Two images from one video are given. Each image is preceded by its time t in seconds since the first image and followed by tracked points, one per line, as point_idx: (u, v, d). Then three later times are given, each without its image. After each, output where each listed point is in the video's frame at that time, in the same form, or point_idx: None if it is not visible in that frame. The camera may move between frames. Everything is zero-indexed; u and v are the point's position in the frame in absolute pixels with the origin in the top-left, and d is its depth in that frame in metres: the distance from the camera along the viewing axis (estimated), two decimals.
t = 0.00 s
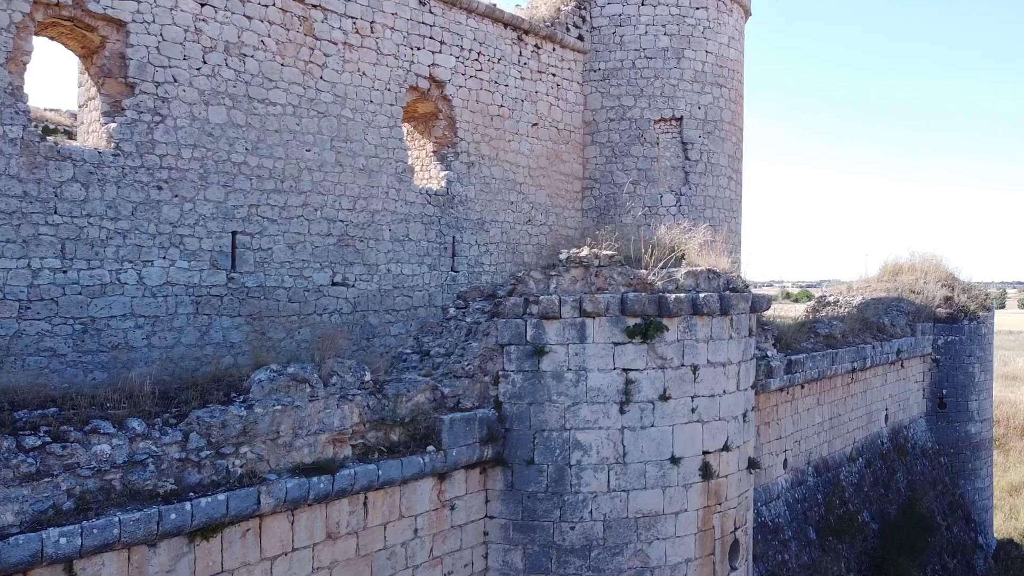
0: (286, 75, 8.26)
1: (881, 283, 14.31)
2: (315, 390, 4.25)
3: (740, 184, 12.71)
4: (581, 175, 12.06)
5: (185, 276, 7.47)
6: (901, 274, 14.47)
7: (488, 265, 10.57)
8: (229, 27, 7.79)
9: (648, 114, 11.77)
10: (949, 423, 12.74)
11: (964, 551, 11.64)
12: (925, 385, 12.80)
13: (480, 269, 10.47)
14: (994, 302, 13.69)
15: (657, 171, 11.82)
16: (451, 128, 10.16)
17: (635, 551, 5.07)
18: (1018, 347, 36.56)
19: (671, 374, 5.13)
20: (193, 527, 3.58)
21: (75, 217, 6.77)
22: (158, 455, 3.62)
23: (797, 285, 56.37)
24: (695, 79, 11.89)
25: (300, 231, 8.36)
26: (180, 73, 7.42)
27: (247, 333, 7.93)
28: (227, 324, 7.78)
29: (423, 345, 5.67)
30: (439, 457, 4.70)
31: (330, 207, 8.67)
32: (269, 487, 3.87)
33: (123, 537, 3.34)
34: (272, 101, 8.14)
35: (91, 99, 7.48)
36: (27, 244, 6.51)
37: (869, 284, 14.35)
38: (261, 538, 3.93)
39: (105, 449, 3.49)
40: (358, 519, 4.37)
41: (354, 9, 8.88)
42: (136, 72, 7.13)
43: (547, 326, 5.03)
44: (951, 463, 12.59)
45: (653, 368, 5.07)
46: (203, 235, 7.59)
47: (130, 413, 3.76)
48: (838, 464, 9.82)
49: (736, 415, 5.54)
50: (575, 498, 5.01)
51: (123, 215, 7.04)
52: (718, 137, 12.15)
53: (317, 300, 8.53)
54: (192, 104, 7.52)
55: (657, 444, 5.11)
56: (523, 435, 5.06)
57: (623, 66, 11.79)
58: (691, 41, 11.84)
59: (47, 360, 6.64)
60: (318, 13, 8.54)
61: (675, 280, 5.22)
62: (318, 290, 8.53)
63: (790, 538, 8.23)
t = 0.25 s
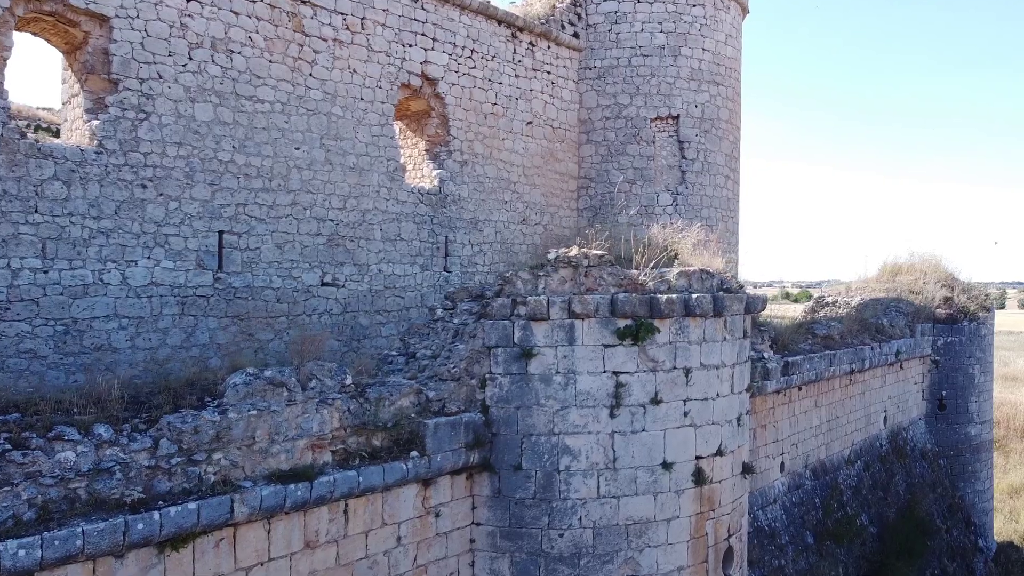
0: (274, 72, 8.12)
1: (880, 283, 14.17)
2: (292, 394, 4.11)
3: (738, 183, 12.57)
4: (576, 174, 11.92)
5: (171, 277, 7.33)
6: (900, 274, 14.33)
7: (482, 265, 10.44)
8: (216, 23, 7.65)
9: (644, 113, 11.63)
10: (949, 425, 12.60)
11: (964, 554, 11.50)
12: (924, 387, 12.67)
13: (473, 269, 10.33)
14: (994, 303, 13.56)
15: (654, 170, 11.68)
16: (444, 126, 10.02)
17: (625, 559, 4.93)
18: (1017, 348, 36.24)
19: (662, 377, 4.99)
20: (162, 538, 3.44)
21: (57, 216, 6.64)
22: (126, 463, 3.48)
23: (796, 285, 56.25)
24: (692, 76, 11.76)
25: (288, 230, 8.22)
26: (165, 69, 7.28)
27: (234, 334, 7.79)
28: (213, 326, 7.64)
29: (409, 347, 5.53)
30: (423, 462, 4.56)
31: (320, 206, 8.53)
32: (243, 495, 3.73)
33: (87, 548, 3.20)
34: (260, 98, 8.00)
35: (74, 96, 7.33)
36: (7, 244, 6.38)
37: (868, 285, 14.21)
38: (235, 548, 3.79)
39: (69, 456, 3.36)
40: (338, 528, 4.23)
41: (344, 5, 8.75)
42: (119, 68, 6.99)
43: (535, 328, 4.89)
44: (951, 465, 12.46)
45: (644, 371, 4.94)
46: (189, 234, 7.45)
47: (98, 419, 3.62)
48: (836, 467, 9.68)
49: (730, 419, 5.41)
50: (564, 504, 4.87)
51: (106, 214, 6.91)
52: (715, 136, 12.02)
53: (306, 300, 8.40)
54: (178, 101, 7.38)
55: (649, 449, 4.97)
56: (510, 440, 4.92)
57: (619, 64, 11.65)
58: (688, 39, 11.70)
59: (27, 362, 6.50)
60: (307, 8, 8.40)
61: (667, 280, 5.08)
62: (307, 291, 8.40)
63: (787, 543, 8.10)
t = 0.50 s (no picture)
0: (263, 69, 7.99)
1: (879, 283, 14.04)
2: (269, 398, 3.97)
3: (735, 183, 12.44)
4: (571, 173, 11.79)
5: (156, 277, 7.20)
6: (899, 274, 14.20)
7: (475, 265, 10.31)
8: (202, 18, 7.52)
9: (641, 111, 11.49)
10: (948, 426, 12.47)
11: (963, 558, 11.37)
12: (923, 388, 12.54)
13: (466, 269, 10.20)
14: (994, 304, 13.42)
15: (650, 169, 11.54)
16: (437, 124, 9.89)
17: (615, 567, 4.80)
18: (1017, 348, 36.13)
19: (654, 379, 4.86)
20: (129, 548, 3.31)
21: (38, 214, 6.51)
22: (92, 470, 3.35)
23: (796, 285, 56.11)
24: (689, 74, 11.61)
25: (277, 230, 8.10)
26: (150, 66, 7.15)
27: (221, 335, 7.66)
28: (200, 327, 7.51)
29: (396, 349, 5.40)
30: (406, 468, 4.43)
31: (310, 205, 8.40)
32: (215, 502, 3.60)
33: (49, 560, 3.08)
34: (248, 95, 7.87)
35: (57, 92, 7.18)
36: None
37: (867, 285, 14.08)
38: (208, 558, 3.66)
39: (33, 464, 3.23)
40: (317, 536, 4.10)
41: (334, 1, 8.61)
42: (103, 64, 6.86)
43: (522, 329, 4.76)
44: (950, 467, 12.33)
45: (635, 374, 4.81)
46: (174, 234, 7.32)
47: (65, 424, 3.49)
48: (834, 470, 9.55)
49: (724, 423, 5.28)
50: (553, 510, 4.75)
51: (89, 213, 6.78)
52: (712, 134, 11.88)
53: (295, 301, 8.27)
54: (163, 97, 7.24)
55: (640, 454, 4.84)
56: (497, 445, 4.79)
57: (614, 62, 11.51)
58: (685, 36, 11.55)
59: (8, 364, 6.38)
60: (297, 4, 8.27)
61: (659, 280, 4.95)
62: (296, 291, 8.27)
63: (783, 547, 7.97)
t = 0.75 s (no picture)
0: (249, 65, 7.85)
1: (877, 284, 13.90)
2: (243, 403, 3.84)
3: (732, 182, 12.30)
4: (566, 172, 11.65)
5: (139, 277, 7.06)
6: (898, 275, 14.06)
7: (468, 265, 10.16)
8: (187, 14, 7.38)
9: (636, 109, 11.35)
10: (947, 428, 12.34)
11: (963, 561, 11.23)
12: (922, 389, 12.41)
13: (459, 269, 10.06)
14: (994, 304, 13.28)
15: (645, 168, 11.40)
16: (428, 122, 9.75)
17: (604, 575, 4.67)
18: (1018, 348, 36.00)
19: (643, 382, 4.73)
20: (91, 559, 3.18)
21: (17, 213, 6.37)
22: (52, 478, 3.22)
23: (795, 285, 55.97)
24: (685, 72, 11.47)
25: (264, 229, 7.96)
26: (133, 61, 7.01)
27: (207, 336, 7.52)
28: (185, 327, 7.37)
29: (380, 351, 5.27)
30: (387, 474, 4.30)
31: (298, 204, 8.26)
32: (184, 511, 3.46)
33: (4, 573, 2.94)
34: (234, 92, 7.73)
35: (38, 88, 7.04)
36: None
37: (865, 285, 13.93)
38: (177, 568, 3.52)
39: None
40: (293, 544, 3.96)
41: None
42: (84, 60, 6.72)
43: (508, 331, 4.63)
44: (950, 469, 12.19)
45: (624, 376, 4.67)
46: (158, 233, 7.19)
47: (26, 430, 3.35)
48: (831, 473, 9.41)
49: (716, 427, 5.14)
50: (539, 517, 4.61)
51: (70, 212, 6.65)
52: (709, 133, 11.73)
53: (283, 301, 8.13)
54: (147, 94, 7.10)
55: (629, 459, 4.71)
56: (482, 450, 4.65)
57: (610, 59, 11.38)
58: (681, 33, 11.40)
59: None
60: None
61: (649, 280, 4.81)
62: (284, 291, 8.13)
63: (780, 552, 7.83)
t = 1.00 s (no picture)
0: (237, 62, 7.73)
1: (876, 284, 13.77)
2: (217, 407, 3.72)
3: (729, 181, 12.17)
4: (561, 171, 11.53)
5: (124, 276, 6.94)
6: (897, 274, 13.94)
7: (461, 264, 10.04)
8: (173, 9, 7.26)
9: (632, 107, 11.23)
10: (946, 430, 12.21)
11: (962, 565, 11.11)
12: (921, 390, 12.29)
13: (452, 269, 9.94)
14: (994, 304, 13.16)
15: (641, 167, 11.27)
16: (421, 120, 9.63)
17: None
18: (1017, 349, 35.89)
19: (633, 385, 4.60)
20: (53, 570, 3.06)
21: None
22: (14, 485, 3.10)
23: (795, 285, 55.86)
24: (681, 70, 11.34)
25: (252, 228, 7.84)
26: (117, 57, 6.89)
27: (193, 337, 7.40)
28: (170, 328, 7.25)
29: (364, 353, 5.15)
30: (368, 480, 4.17)
31: (287, 202, 8.15)
32: (154, 519, 3.34)
33: None
34: (222, 89, 7.61)
35: (20, 85, 6.91)
36: None
37: (864, 285, 13.81)
38: None
39: None
40: (269, 552, 3.84)
41: None
42: (67, 56, 6.59)
43: (493, 332, 4.51)
44: (948, 471, 12.07)
45: (613, 379, 4.55)
46: (143, 232, 7.07)
47: None
48: (828, 475, 9.29)
49: (709, 430, 5.01)
50: (525, 523, 4.49)
51: (52, 210, 6.53)
52: (705, 131, 11.60)
53: (272, 302, 8.01)
54: (131, 91, 6.98)
55: (618, 464, 4.59)
56: (467, 455, 4.53)
57: (605, 57, 11.26)
58: (677, 30, 11.28)
59: None
60: None
61: (639, 280, 4.68)
62: (273, 291, 8.01)
63: (775, 556, 7.71)
